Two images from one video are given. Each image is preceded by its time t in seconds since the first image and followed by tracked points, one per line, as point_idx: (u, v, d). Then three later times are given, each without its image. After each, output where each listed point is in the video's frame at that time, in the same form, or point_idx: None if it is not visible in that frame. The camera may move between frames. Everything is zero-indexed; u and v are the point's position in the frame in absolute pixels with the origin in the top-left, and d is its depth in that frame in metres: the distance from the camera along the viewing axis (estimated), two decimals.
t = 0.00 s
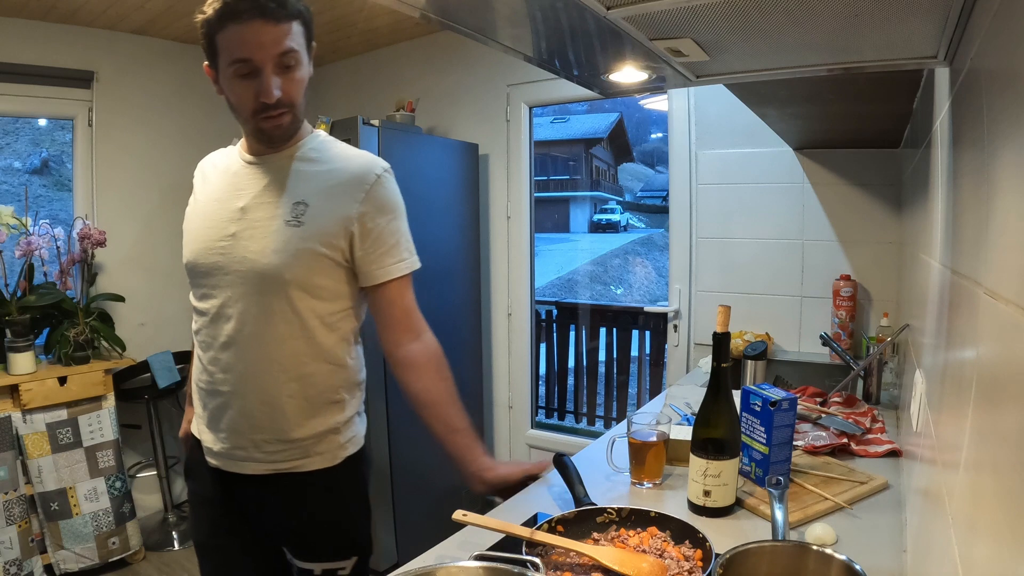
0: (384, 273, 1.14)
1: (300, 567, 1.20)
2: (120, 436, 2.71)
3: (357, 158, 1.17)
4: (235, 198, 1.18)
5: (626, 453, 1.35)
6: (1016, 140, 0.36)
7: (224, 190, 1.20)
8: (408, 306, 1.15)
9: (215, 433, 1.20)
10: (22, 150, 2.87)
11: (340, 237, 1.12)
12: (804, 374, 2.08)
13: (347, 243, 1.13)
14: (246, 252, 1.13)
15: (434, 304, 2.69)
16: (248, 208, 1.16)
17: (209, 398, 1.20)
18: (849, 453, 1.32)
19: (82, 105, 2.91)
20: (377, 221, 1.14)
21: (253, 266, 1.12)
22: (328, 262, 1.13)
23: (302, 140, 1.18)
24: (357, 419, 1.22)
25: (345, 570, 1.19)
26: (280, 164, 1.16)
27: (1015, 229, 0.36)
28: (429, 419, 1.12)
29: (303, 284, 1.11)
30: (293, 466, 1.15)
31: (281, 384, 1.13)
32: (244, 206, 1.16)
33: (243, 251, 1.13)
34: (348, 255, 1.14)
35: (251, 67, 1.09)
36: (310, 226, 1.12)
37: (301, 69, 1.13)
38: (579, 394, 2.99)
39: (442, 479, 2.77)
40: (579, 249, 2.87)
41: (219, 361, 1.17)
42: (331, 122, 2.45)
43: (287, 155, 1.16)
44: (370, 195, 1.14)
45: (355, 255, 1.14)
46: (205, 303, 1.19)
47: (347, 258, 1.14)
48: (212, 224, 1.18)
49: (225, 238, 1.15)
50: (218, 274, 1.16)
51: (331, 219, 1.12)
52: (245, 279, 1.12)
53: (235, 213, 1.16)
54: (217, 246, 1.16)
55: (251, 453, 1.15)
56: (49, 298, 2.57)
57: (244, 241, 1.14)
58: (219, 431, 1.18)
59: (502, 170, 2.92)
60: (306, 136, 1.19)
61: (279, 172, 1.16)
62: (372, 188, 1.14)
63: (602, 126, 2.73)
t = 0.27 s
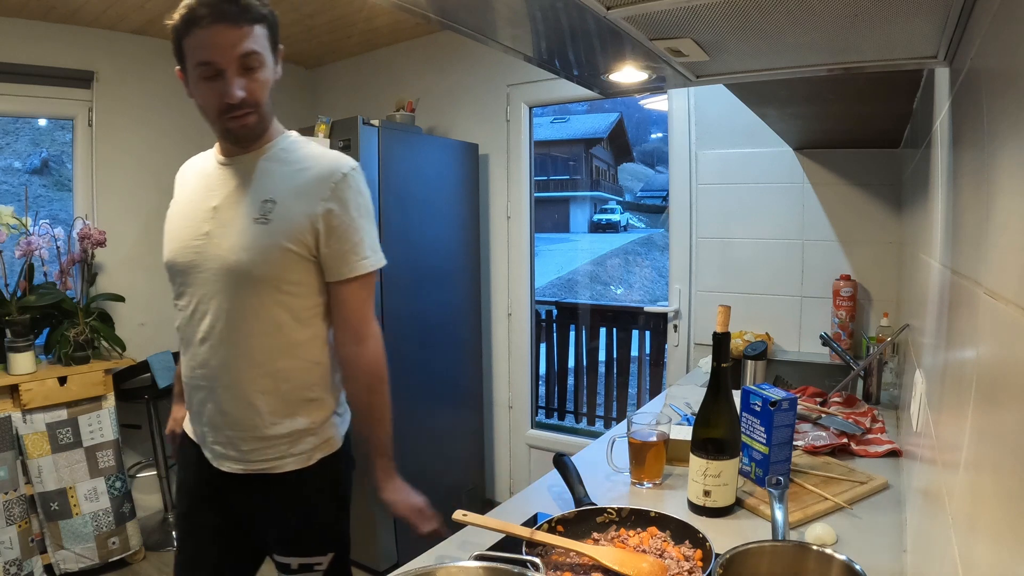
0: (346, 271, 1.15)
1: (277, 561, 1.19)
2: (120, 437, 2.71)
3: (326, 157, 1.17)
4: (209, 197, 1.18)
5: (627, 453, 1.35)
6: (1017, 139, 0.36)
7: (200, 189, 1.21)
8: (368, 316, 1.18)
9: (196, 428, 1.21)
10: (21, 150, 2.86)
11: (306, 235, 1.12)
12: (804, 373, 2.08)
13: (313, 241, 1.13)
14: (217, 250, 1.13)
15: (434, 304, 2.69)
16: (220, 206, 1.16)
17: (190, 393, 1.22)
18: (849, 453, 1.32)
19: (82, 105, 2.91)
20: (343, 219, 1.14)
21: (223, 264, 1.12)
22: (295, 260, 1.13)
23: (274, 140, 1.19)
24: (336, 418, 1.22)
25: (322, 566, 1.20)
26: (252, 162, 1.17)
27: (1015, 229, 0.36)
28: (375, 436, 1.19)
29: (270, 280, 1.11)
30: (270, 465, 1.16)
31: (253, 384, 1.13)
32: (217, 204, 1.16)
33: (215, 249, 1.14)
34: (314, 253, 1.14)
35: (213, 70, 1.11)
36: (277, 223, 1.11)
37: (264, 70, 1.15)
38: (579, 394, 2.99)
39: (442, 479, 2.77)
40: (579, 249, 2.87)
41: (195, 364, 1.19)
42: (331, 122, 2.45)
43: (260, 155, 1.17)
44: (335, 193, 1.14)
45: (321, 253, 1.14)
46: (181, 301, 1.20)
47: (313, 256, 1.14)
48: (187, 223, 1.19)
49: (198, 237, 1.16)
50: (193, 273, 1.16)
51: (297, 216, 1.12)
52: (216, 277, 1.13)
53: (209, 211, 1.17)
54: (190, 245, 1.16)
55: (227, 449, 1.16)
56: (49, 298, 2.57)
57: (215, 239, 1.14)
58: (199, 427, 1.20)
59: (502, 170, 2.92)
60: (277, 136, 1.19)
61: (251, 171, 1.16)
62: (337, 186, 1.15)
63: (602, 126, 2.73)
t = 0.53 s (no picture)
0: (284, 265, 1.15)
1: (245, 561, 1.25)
2: (120, 437, 2.72)
3: (265, 154, 1.19)
4: (158, 200, 1.21)
5: (626, 453, 1.35)
6: (1017, 139, 0.36)
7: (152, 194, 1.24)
8: (317, 316, 1.18)
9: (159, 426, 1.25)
10: (22, 150, 2.86)
11: (244, 230, 1.13)
12: (804, 373, 2.08)
13: (252, 235, 1.14)
14: (163, 250, 1.16)
15: (434, 304, 2.69)
16: (166, 207, 1.18)
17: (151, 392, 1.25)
18: (849, 453, 1.32)
19: (82, 105, 2.91)
20: (280, 213, 1.14)
21: (169, 264, 1.15)
22: (236, 255, 1.14)
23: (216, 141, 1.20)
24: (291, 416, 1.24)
25: (287, 566, 1.24)
26: (195, 164, 1.19)
27: (1014, 231, 0.36)
28: (312, 452, 1.17)
29: (210, 277, 1.13)
30: (223, 464, 1.19)
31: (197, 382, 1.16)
32: (163, 205, 1.19)
33: (161, 249, 1.16)
34: (254, 248, 1.14)
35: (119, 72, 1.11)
36: (216, 220, 1.13)
37: (170, 72, 1.11)
38: (579, 394, 2.98)
39: (442, 479, 2.76)
40: (579, 249, 2.86)
41: (150, 367, 1.23)
42: (331, 122, 2.45)
43: (202, 156, 1.19)
44: (277, 189, 1.15)
45: (260, 248, 1.15)
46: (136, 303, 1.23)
47: (254, 251, 1.15)
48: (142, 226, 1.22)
49: (148, 239, 1.19)
50: (145, 275, 1.19)
51: (237, 213, 1.13)
52: (163, 278, 1.16)
53: (157, 213, 1.19)
54: (142, 247, 1.19)
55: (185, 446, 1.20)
56: (49, 298, 2.57)
57: (161, 239, 1.17)
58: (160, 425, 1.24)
59: (502, 170, 2.92)
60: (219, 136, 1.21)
61: (194, 172, 1.18)
62: (280, 182, 1.16)
63: (602, 126, 2.73)
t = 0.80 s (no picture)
0: (170, 240, 1.22)
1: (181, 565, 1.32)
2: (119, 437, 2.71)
3: (158, 143, 1.29)
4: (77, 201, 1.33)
5: (626, 453, 1.35)
6: (1017, 139, 0.36)
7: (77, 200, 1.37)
8: (221, 289, 1.27)
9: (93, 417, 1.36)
10: (22, 150, 2.85)
11: (132, 213, 1.23)
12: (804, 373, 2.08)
13: (141, 216, 1.23)
14: (71, 242, 1.27)
15: (434, 304, 2.69)
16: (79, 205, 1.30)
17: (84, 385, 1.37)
18: (849, 453, 1.32)
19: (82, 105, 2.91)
20: (165, 193, 1.23)
21: (75, 253, 1.26)
22: (128, 237, 1.23)
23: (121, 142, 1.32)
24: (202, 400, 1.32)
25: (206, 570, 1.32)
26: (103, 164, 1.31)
27: (1015, 231, 0.36)
28: (218, 426, 1.23)
29: (103, 258, 1.23)
30: (138, 442, 1.27)
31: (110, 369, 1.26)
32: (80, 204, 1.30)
33: (70, 242, 1.27)
34: (142, 228, 1.23)
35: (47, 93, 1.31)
36: (108, 206, 1.23)
37: (76, 78, 1.29)
38: (579, 394, 2.98)
39: (442, 479, 2.76)
40: (579, 249, 2.86)
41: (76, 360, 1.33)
42: (331, 122, 2.45)
43: (107, 155, 1.31)
44: (164, 173, 1.25)
45: (149, 227, 1.23)
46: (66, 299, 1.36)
47: (144, 232, 1.24)
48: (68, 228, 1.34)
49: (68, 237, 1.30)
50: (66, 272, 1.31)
51: (126, 198, 1.23)
52: (71, 268, 1.27)
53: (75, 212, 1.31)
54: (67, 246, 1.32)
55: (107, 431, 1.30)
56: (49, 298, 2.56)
57: (72, 232, 1.28)
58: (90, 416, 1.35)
59: (502, 170, 2.92)
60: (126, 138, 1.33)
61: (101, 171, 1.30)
62: (168, 166, 1.25)
63: (602, 126, 2.73)
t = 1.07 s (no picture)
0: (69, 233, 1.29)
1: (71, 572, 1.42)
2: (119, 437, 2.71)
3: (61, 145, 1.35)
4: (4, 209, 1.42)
5: (626, 453, 1.35)
6: (1017, 139, 0.36)
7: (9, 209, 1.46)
8: (129, 278, 1.32)
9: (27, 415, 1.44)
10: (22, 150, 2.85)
11: (31, 213, 1.29)
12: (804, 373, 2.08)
13: (41, 215, 1.29)
14: None
15: (434, 304, 2.69)
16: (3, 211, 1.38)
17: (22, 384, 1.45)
18: (849, 453, 1.32)
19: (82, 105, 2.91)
20: (63, 191, 1.29)
21: None
22: (31, 237, 1.30)
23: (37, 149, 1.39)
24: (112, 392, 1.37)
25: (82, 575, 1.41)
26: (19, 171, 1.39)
27: (1015, 230, 0.36)
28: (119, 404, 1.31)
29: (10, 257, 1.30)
30: (54, 436, 1.33)
31: (24, 358, 1.36)
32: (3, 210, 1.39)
33: None
34: (42, 226, 1.29)
35: None
36: (13, 209, 1.30)
37: None
38: (579, 394, 2.98)
39: (441, 479, 2.76)
40: (579, 249, 2.86)
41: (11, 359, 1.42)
42: (331, 122, 2.45)
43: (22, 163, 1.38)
44: (59, 171, 1.30)
45: (49, 225, 1.29)
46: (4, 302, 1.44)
47: (44, 230, 1.30)
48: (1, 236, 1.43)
49: None
50: None
51: (26, 198, 1.29)
52: None
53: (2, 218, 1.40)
54: None
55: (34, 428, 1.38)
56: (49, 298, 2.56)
57: None
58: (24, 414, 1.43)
59: (502, 170, 2.92)
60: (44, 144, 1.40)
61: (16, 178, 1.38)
62: (60, 164, 1.30)
63: (602, 126, 2.73)
